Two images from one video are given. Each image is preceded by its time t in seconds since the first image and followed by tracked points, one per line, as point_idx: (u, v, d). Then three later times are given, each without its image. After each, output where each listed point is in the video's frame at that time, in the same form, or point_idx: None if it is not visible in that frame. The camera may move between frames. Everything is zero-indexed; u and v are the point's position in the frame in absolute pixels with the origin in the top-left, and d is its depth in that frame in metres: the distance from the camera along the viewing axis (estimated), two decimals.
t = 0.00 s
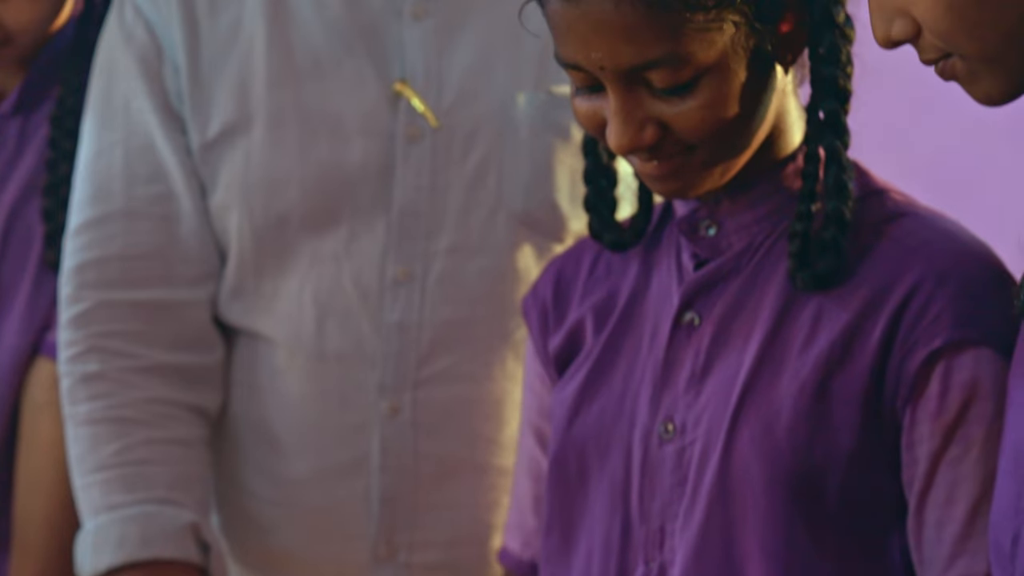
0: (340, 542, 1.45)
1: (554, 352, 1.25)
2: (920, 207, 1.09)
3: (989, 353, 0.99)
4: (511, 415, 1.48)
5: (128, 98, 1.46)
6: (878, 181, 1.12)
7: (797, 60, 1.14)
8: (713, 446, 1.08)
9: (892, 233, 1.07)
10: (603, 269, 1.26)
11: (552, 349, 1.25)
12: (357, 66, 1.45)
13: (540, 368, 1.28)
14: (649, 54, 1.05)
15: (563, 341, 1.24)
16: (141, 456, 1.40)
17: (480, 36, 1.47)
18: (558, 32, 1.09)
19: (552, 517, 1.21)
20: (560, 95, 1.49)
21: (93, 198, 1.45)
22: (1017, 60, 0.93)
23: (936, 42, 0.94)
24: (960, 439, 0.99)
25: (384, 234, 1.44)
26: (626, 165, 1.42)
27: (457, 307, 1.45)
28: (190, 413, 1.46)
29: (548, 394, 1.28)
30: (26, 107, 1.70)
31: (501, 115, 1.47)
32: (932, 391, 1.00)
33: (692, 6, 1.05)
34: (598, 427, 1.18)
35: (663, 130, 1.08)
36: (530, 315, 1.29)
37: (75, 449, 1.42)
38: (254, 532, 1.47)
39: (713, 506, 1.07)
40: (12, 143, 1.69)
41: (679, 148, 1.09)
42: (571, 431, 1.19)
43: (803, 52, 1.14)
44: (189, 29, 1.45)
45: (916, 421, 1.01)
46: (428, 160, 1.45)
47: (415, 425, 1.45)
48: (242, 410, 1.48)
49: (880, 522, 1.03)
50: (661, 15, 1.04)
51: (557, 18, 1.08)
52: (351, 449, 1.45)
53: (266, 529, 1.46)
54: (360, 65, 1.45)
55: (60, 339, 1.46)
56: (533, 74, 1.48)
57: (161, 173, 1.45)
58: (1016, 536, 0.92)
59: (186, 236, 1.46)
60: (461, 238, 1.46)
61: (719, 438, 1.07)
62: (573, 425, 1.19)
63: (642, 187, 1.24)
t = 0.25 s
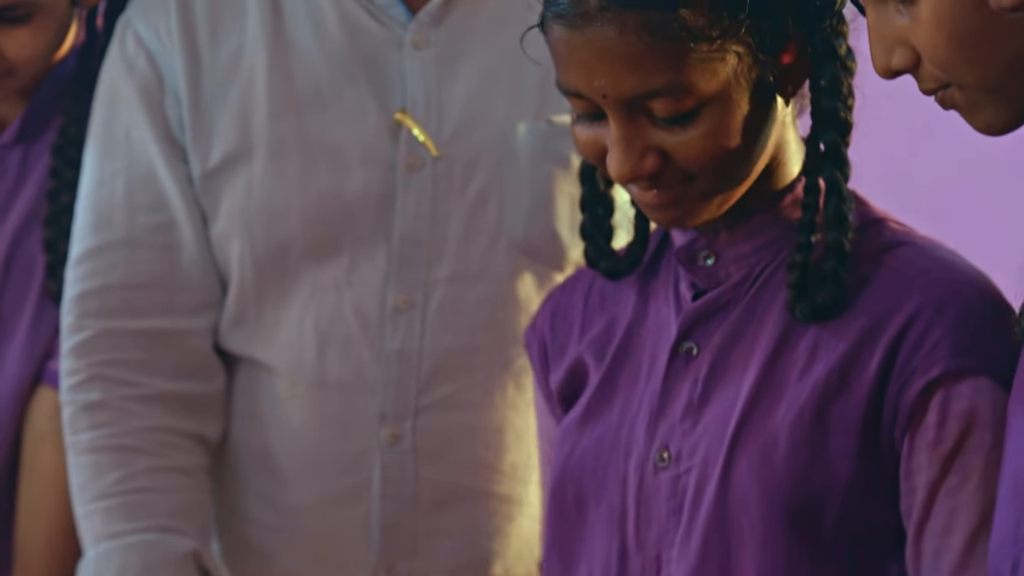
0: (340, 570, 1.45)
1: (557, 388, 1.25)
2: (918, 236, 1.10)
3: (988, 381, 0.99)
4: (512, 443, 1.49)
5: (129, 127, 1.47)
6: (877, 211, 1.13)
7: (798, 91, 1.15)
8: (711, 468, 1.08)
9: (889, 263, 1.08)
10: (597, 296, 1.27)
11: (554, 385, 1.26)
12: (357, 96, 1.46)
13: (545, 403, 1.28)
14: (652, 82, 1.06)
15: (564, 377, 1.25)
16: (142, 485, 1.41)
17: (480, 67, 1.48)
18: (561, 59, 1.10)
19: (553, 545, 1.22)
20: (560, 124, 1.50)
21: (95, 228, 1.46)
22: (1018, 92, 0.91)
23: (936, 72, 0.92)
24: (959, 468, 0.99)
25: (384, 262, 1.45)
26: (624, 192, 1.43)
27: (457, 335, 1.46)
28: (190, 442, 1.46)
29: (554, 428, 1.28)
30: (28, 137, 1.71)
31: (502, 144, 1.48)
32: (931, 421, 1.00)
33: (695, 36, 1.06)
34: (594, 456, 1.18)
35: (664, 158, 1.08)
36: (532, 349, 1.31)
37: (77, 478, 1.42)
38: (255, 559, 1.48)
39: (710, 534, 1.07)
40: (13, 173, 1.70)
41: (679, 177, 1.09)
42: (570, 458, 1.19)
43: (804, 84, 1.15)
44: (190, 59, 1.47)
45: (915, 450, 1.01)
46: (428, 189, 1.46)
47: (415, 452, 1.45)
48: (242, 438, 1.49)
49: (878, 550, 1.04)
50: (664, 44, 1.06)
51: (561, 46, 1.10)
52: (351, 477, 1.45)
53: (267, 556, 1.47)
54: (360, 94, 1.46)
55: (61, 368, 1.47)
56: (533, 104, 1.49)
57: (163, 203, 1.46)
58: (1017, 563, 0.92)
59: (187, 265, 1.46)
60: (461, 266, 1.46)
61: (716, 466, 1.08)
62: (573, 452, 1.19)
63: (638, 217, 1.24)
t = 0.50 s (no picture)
0: None
1: (559, 402, 1.26)
2: (918, 252, 1.10)
3: (987, 399, 0.99)
4: (512, 458, 1.49)
5: (130, 144, 1.47)
6: (877, 227, 1.13)
7: (798, 107, 1.16)
8: (709, 485, 1.08)
9: (888, 280, 1.08)
10: (600, 313, 1.27)
11: (557, 398, 1.27)
12: (357, 112, 1.47)
13: (549, 417, 1.29)
14: (652, 103, 1.06)
15: (566, 390, 1.26)
16: (142, 500, 1.41)
17: (479, 84, 1.49)
18: (561, 80, 1.11)
19: (555, 557, 1.22)
20: (559, 139, 1.50)
21: (96, 244, 1.46)
22: (1019, 110, 0.92)
23: (937, 88, 0.93)
24: (958, 484, 0.99)
25: (385, 278, 1.45)
26: (621, 209, 1.44)
27: (457, 351, 1.46)
28: (190, 457, 1.47)
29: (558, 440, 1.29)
30: (29, 154, 1.71)
31: (502, 160, 1.48)
32: (930, 437, 1.00)
33: (693, 57, 1.06)
34: (595, 470, 1.18)
35: (664, 178, 1.09)
36: (536, 361, 1.32)
37: (78, 492, 1.42)
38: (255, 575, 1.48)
39: (710, 549, 1.07)
40: (14, 190, 1.71)
41: (679, 196, 1.10)
42: (575, 467, 1.20)
43: (804, 100, 1.16)
44: (191, 76, 1.47)
45: (914, 466, 1.01)
46: (428, 204, 1.46)
47: (415, 467, 1.45)
48: (242, 454, 1.49)
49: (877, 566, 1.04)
50: (663, 65, 1.06)
51: (560, 67, 1.10)
52: (351, 492, 1.45)
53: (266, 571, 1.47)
54: (360, 111, 1.47)
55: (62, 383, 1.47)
56: (534, 120, 1.49)
57: (163, 219, 1.46)
58: None
59: (188, 280, 1.47)
60: (461, 282, 1.46)
61: (716, 480, 1.08)
62: (577, 462, 1.20)
63: (633, 233, 1.25)
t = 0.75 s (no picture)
0: None
1: (559, 417, 1.26)
2: (921, 274, 1.10)
3: (991, 419, 0.99)
4: (512, 479, 1.49)
5: (131, 164, 1.47)
6: (881, 249, 1.13)
7: (803, 127, 1.17)
8: (716, 507, 1.08)
9: (893, 301, 1.08)
10: (607, 334, 1.27)
11: (557, 414, 1.26)
12: (358, 133, 1.47)
13: (544, 430, 1.29)
14: (657, 120, 1.06)
15: (566, 406, 1.25)
16: (142, 521, 1.42)
17: (480, 106, 1.49)
18: (566, 98, 1.11)
19: None
20: (561, 161, 1.50)
21: (97, 264, 1.47)
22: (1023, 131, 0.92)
23: (942, 110, 0.93)
24: (961, 504, 0.98)
25: (386, 299, 1.45)
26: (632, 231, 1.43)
27: (457, 372, 1.46)
28: (191, 479, 1.47)
29: (553, 460, 1.27)
30: (30, 176, 1.71)
31: (503, 181, 1.48)
32: (934, 458, 1.00)
33: (698, 74, 1.07)
34: (600, 491, 1.18)
35: (669, 197, 1.09)
36: (535, 379, 1.31)
37: (78, 513, 1.43)
38: None
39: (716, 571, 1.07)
40: (14, 212, 1.71)
41: (684, 215, 1.10)
42: (573, 495, 1.20)
43: (809, 120, 1.16)
44: (192, 97, 1.47)
45: (918, 486, 1.01)
46: (429, 225, 1.46)
47: (416, 489, 1.45)
48: (242, 476, 1.49)
49: None
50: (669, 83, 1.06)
51: (566, 85, 1.10)
52: (352, 514, 1.45)
53: None
54: (362, 132, 1.47)
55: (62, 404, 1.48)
56: (535, 142, 1.50)
57: (164, 239, 1.47)
58: None
59: (188, 301, 1.47)
60: (462, 303, 1.46)
61: (722, 502, 1.08)
62: (575, 489, 1.20)
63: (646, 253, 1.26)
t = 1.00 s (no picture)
0: None
1: (560, 445, 1.26)
2: (919, 296, 1.11)
3: (988, 441, 0.99)
4: (513, 499, 1.49)
5: (132, 186, 1.48)
6: (880, 271, 1.14)
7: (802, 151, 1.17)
8: (713, 530, 1.09)
9: (890, 322, 1.09)
10: (601, 356, 1.28)
11: (557, 442, 1.27)
12: (359, 155, 1.48)
13: (547, 461, 1.29)
14: (661, 142, 1.07)
15: (566, 434, 1.26)
16: (143, 542, 1.43)
17: (481, 127, 1.50)
18: (570, 117, 1.12)
19: None
20: (561, 182, 1.51)
21: (98, 284, 1.47)
22: None
23: (943, 129, 0.94)
24: (959, 526, 0.99)
25: (387, 320, 1.46)
26: (627, 251, 1.44)
27: (458, 393, 1.46)
28: (192, 500, 1.48)
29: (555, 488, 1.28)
30: (30, 198, 1.71)
31: (503, 203, 1.49)
32: (931, 480, 1.00)
33: (704, 96, 1.07)
34: (597, 513, 1.18)
35: (671, 218, 1.09)
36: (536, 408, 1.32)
37: (79, 533, 1.44)
38: None
39: None
40: (15, 234, 1.71)
41: (685, 236, 1.11)
42: (572, 516, 1.20)
43: (808, 144, 1.17)
44: (194, 118, 1.48)
45: (915, 507, 1.01)
46: (430, 247, 1.47)
47: (416, 509, 1.45)
48: (244, 496, 1.49)
49: None
50: (674, 103, 1.07)
51: (570, 104, 1.11)
52: (352, 534, 1.46)
53: None
54: (362, 153, 1.48)
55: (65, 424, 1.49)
56: (535, 163, 1.50)
57: (166, 260, 1.47)
58: None
59: (190, 321, 1.47)
60: (463, 324, 1.47)
61: (719, 523, 1.08)
62: (574, 510, 1.20)
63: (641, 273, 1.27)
